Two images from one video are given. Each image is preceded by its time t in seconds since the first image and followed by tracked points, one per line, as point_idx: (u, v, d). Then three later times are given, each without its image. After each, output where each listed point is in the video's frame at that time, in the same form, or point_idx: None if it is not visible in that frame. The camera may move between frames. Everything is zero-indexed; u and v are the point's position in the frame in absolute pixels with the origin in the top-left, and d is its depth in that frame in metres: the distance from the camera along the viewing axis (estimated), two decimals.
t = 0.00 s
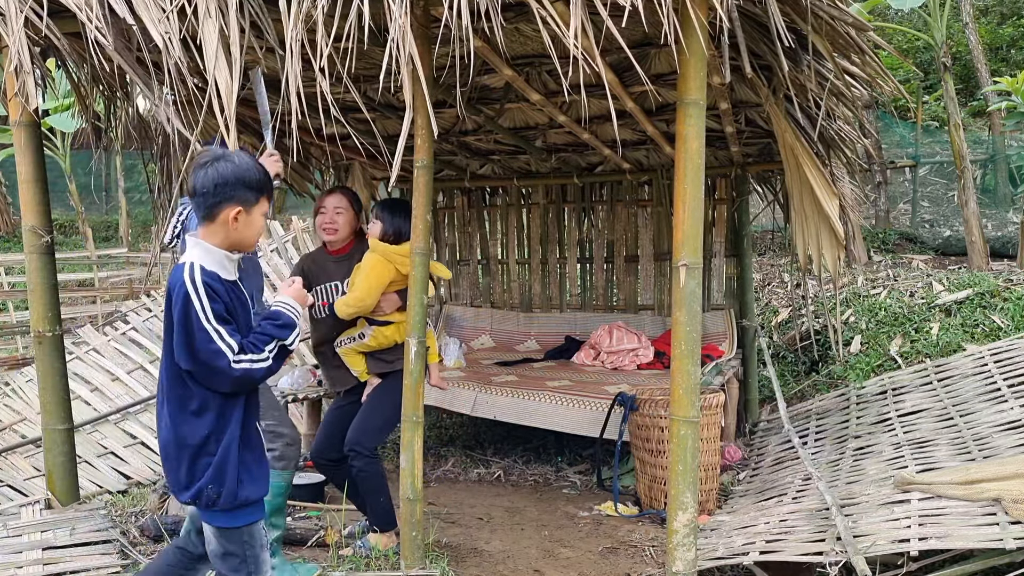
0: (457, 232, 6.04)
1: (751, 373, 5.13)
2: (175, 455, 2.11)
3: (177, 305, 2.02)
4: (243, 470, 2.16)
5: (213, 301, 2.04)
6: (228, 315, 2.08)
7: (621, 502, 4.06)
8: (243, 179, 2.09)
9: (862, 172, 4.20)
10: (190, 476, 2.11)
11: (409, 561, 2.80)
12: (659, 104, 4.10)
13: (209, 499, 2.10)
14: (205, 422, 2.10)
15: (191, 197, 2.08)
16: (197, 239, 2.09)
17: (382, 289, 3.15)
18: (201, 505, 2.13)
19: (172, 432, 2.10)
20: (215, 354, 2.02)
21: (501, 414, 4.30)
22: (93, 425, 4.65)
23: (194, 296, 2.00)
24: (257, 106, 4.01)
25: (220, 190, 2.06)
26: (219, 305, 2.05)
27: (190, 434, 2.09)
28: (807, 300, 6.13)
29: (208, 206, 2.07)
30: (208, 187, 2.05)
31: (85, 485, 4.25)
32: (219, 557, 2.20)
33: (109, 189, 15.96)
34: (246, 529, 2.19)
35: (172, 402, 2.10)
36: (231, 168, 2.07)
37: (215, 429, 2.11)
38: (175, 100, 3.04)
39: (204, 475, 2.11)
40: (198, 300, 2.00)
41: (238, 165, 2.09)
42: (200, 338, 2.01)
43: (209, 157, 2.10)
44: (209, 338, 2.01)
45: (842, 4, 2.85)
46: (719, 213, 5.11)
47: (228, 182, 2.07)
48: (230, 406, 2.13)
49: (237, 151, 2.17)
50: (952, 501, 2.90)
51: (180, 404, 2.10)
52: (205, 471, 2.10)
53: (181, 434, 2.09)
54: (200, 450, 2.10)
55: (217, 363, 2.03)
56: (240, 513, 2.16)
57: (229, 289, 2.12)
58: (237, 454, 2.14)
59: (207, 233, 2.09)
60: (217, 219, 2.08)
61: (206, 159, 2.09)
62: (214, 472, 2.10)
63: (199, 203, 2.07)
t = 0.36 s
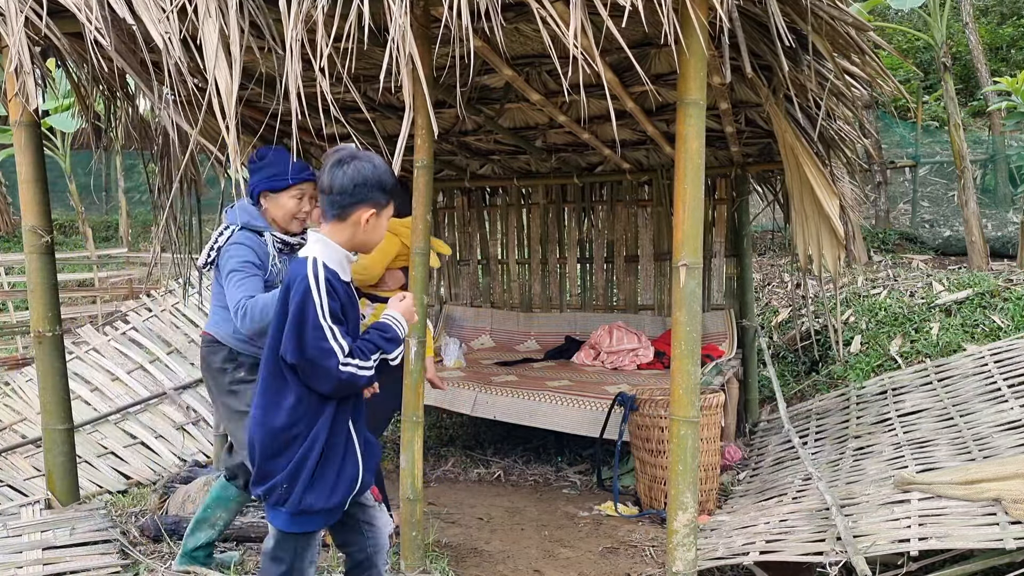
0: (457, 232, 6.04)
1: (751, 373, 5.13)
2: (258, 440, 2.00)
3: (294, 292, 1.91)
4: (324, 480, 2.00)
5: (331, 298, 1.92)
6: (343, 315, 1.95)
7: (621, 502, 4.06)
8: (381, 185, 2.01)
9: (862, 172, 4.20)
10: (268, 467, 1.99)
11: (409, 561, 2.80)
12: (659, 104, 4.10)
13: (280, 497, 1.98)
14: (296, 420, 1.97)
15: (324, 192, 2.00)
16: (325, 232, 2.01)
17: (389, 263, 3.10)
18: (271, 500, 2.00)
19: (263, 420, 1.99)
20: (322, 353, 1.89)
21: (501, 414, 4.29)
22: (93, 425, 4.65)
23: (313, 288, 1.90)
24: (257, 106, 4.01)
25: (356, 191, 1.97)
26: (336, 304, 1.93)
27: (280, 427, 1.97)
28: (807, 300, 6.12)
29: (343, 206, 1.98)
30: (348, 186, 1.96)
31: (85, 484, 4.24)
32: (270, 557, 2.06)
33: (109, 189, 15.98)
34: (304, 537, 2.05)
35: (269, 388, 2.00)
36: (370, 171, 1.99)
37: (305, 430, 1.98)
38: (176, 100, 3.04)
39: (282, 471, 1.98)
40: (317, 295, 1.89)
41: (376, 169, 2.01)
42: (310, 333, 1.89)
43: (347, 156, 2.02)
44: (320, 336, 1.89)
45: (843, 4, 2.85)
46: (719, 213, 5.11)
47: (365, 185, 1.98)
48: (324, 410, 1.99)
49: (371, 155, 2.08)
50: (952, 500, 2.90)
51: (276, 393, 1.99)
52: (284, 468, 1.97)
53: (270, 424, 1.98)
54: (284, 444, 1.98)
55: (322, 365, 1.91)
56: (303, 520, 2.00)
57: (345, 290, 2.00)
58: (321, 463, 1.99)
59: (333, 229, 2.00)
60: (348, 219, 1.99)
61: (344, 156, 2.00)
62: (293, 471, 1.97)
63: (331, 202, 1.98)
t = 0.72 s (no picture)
0: (457, 232, 6.04)
1: (751, 373, 5.12)
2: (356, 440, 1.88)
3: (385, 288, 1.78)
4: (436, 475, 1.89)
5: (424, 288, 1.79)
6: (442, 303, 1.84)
7: (621, 502, 4.06)
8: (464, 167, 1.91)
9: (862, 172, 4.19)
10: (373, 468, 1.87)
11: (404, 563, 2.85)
12: (659, 104, 4.11)
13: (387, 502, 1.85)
14: (404, 416, 1.85)
15: (406, 181, 1.87)
16: (407, 221, 1.90)
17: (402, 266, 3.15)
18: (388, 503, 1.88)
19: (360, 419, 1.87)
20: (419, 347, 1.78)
21: (502, 415, 4.30)
22: (93, 425, 4.66)
23: (414, 278, 1.78)
24: (257, 106, 4.01)
25: (442, 176, 1.87)
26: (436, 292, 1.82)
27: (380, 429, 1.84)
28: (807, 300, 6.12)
29: (432, 194, 1.88)
30: (438, 173, 1.86)
31: (85, 485, 4.32)
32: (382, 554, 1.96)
33: (109, 188, 15.98)
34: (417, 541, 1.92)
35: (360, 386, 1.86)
36: (456, 153, 1.89)
37: (411, 426, 1.85)
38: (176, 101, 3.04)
39: (395, 472, 1.85)
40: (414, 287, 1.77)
41: (459, 152, 1.91)
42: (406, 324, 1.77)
43: (422, 137, 1.91)
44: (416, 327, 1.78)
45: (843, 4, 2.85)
46: (719, 213, 5.11)
47: (454, 169, 1.88)
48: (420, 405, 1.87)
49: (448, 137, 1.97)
50: (952, 500, 2.90)
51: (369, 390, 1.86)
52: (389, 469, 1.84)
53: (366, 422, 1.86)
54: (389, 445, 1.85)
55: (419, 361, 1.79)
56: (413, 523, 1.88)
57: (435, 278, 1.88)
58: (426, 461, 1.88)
59: (416, 216, 1.90)
60: (436, 207, 1.90)
61: (426, 139, 1.89)
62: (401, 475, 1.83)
63: (421, 189, 1.87)
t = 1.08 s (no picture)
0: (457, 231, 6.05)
1: (751, 373, 5.13)
2: (439, 448, 1.89)
3: (482, 293, 1.89)
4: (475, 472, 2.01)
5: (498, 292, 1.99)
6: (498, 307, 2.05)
7: (621, 502, 4.07)
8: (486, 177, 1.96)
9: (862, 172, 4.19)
10: (456, 472, 1.91)
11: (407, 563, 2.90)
12: (659, 104, 4.11)
13: (471, 501, 1.95)
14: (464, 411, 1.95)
15: (435, 196, 1.89)
16: (438, 237, 1.92)
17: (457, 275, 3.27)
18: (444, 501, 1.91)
19: (438, 424, 1.89)
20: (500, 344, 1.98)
21: (501, 415, 4.38)
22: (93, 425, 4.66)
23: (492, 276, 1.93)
24: (257, 106, 4.01)
25: (468, 188, 1.91)
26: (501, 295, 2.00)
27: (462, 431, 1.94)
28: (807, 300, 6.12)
29: (461, 206, 1.92)
30: (464, 184, 1.89)
31: (85, 485, 4.35)
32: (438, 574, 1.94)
33: (109, 188, 15.99)
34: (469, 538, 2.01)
35: (442, 392, 1.90)
36: (477, 164, 1.92)
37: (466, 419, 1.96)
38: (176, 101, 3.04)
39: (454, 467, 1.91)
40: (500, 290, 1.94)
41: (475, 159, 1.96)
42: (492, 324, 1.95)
43: (440, 151, 1.92)
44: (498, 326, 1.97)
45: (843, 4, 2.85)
46: (718, 213, 5.11)
47: (478, 180, 1.92)
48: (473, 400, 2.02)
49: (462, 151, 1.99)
50: (952, 500, 2.90)
51: (454, 396, 1.92)
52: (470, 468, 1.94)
53: (454, 426, 1.91)
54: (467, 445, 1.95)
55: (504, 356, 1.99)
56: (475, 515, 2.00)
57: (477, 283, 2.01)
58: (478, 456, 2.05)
59: (445, 230, 1.93)
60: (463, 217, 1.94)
61: (446, 151, 1.90)
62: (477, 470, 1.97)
63: (452, 202, 1.90)
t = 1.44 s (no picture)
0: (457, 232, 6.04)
1: (751, 373, 5.13)
2: (437, 442, 1.91)
3: (476, 287, 1.93)
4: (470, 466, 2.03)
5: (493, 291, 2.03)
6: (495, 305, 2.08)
7: (621, 502, 4.07)
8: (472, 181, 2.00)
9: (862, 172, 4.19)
10: (453, 465, 1.94)
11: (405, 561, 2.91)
12: (659, 104, 4.11)
13: (466, 493, 1.98)
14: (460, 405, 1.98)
15: (419, 199, 1.94)
16: (426, 238, 1.96)
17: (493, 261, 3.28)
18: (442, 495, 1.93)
19: (436, 418, 1.91)
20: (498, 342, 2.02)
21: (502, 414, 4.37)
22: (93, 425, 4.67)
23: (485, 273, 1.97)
24: (257, 106, 4.01)
25: (453, 193, 1.95)
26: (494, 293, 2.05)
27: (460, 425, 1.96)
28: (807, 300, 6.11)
29: (446, 208, 1.96)
30: (448, 189, 1.94)
31: (85, 485, 4.37)
32: (434, 569, 1.94)
33: (109, 188, 16.00)
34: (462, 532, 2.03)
35: (440, 386, 1.92)
36: (463, 169, 1.97)
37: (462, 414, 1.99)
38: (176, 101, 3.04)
39: (452, 460, 1.93)
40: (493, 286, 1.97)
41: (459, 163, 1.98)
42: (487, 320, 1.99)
43: (426, 156, 1.97)
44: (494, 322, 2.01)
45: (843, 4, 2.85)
46: (719, 213, 5.11)
47: (462, 184, 1.97)
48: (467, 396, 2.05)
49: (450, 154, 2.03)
50: (952, 500, 2.90)
51: (451, 391, 1.94)
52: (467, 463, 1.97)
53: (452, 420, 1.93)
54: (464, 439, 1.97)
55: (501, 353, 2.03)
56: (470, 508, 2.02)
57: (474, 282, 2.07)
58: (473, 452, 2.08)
59: (433, 231, 1.97)
60: (450, 219, 1.98)
61: (433, 157, 1.95)
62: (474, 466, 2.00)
63: (436, 205, 1.94)
